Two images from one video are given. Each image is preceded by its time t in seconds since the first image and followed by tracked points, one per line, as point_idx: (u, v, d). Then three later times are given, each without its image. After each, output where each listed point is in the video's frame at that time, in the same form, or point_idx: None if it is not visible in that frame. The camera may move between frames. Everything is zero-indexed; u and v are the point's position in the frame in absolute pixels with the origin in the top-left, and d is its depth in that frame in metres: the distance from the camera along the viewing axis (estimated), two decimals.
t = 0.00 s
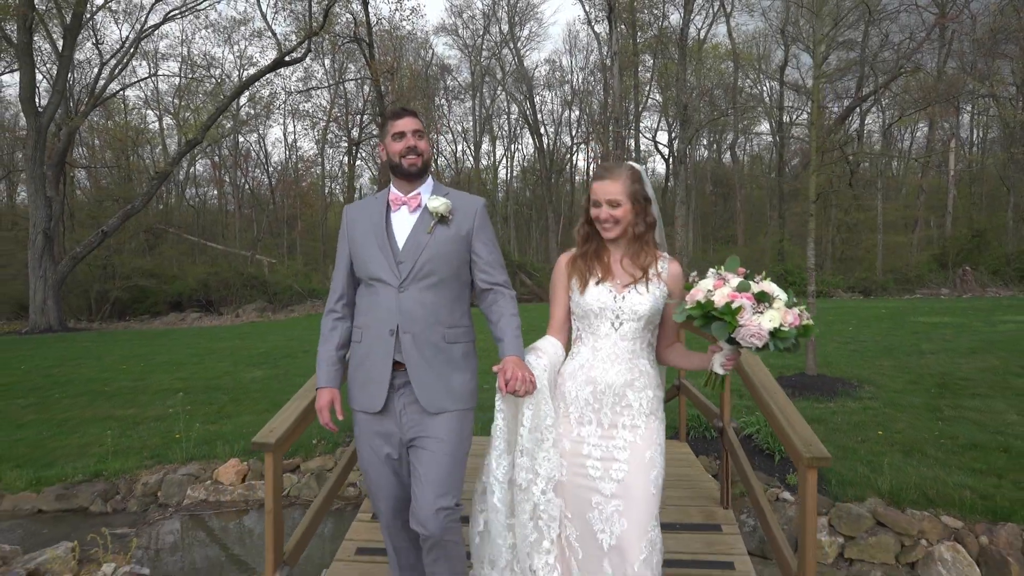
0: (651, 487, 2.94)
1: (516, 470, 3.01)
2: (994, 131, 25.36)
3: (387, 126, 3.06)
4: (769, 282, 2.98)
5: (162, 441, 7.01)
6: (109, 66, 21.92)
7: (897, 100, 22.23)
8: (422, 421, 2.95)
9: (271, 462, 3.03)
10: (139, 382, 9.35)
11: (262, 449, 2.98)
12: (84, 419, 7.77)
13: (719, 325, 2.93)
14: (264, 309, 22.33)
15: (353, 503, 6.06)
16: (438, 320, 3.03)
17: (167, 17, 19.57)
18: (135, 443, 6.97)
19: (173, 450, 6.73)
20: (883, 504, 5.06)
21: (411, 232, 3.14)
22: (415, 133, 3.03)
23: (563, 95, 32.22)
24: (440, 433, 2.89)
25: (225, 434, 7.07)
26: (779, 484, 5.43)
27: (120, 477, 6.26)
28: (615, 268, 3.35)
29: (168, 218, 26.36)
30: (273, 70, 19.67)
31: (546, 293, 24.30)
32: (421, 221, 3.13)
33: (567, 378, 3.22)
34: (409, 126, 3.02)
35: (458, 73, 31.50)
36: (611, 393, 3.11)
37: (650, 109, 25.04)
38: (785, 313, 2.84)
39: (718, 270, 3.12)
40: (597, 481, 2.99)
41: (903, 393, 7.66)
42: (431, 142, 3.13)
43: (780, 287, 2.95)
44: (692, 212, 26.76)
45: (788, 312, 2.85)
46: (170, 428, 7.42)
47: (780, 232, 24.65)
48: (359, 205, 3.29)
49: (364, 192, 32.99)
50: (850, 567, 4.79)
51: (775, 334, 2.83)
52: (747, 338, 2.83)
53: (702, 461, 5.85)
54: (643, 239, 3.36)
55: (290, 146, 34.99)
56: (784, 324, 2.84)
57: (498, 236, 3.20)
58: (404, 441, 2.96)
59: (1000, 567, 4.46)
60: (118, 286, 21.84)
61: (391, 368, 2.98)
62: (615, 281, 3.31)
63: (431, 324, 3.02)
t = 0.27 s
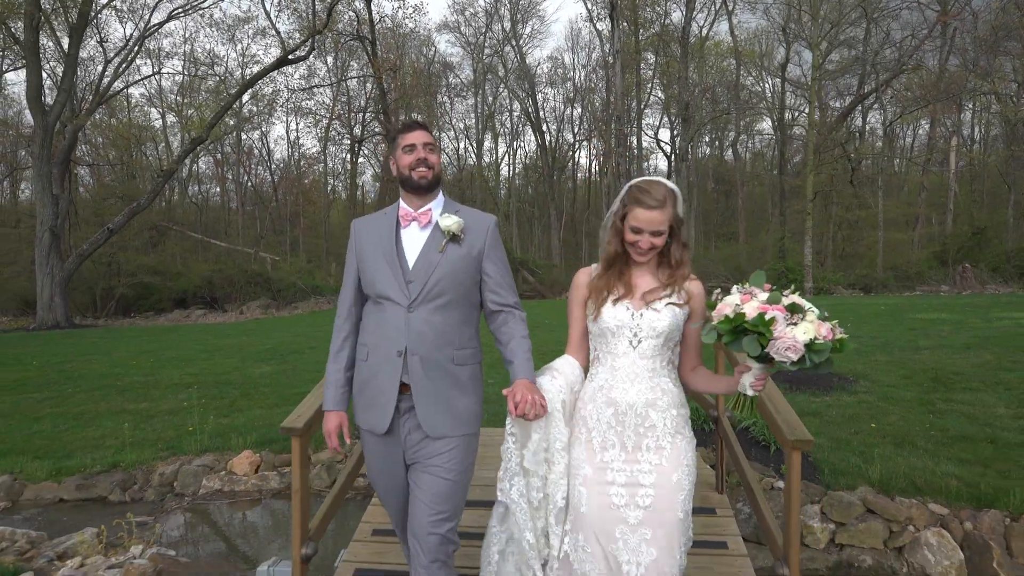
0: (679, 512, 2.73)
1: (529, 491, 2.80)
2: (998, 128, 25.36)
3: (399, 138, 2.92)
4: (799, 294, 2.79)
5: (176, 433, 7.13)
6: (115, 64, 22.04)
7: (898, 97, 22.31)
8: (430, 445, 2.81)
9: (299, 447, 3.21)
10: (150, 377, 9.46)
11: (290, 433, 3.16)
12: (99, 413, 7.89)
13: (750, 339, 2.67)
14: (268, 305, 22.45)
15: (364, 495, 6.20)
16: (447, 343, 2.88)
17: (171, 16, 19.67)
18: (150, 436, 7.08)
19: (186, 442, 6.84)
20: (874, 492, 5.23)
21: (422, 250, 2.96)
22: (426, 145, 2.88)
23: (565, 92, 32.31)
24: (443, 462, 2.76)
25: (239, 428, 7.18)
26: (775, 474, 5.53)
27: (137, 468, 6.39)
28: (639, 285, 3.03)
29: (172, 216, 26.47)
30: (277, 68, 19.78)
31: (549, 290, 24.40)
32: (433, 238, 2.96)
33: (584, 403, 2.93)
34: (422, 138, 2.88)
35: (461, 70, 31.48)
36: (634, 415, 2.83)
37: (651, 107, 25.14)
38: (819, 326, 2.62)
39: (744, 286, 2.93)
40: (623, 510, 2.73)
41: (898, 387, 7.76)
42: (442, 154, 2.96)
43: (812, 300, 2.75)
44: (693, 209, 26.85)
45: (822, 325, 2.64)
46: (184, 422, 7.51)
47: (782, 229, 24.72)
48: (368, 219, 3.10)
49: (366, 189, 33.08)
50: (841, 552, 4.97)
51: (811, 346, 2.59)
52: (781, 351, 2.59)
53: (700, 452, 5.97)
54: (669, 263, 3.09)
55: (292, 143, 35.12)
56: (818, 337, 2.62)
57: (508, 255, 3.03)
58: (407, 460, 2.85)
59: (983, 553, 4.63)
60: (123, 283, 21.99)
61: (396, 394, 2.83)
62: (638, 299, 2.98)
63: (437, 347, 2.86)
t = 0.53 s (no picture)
0: (676, 482, 2.87)
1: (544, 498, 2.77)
2: (999, 125, 25.37)
3: (401, 133, 2.95)
4: (812, 291, 2.87)
5: (188, 425, 7.27)
6: (117, 61, 22.09)
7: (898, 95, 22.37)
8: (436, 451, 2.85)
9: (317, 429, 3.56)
10: (159, 371, 9.59)
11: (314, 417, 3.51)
12: (112, 405, 8.04)
13: (762, 337, 2.79)
14: (271, 301, 22.54)
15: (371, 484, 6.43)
16: (452, 346, 2.88)
17: (174, 13, 19.77)
18: (162, 427, 7.22)
19: (198, 434, 6.98)
20: (861, 479, 5.48)
21: (425, 251, 2.97)
22: (428, 141, 2.93)
23: (566, 89, 32.39)
24: (443, 467, 2.83)
25: (250, 419, 7.30)
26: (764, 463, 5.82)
27: (151, 458, 6.55)
28: (652, 277, 3.03)
29: (175, 212, 26.55)
30: (279, 66, 19.86)
31: (550, 287, 24.51)
32: (436, 240, 2.97)
33: (594, 393, 2.96)
34: (423, 133, 2.92)
35: (462, 67, 31.57)
36: (645, 406, 2.88)
37: (652, 103, 25.21)
38: (832, 325, 2.72)
39: (759, 280, 3.03)
40: (628, 491, 2.73)
41: (890, 380, 7.92)
42: (445, 149, 3.01)
43: (825, 298, 2.83)
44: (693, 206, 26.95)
45: (835, 322, 2.74)
46: (195, 414, 7.65)
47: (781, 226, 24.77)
48: (370, 216, 3.12)
49: (367, 186, 33.17)
50: (828, 535, 5.26)
51: (823, 346, 2.70)
52: (794, 351, 2.69)
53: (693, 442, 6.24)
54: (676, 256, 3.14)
55: (293, 140, 35.26)
56: (830, 336, 2.73)
57: (512, 255, 3.05)
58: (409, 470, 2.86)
59: (963, 536, 4.83)
60: (127, 280, 22.17)
61: (401, 396, 2.84)
62: (652, 291, 2.99)
63: (441, 351, 2.86)
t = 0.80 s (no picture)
0: (679, 482, 2.89)
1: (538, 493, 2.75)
2: (1000, 120, 25.37)
3: (389, 125, 2.86)
4: (811, 290, 2.94)
5: (200, 415, 7.41)
6: (120, 57, 22.19)
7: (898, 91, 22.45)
8: (431, 446, 2.74)
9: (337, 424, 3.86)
10: (168, 364, 9.72)
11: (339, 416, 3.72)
12: (124, 397, 8.18)
13: (769, 338, 2.88)
14: (273, 297, 22.65)
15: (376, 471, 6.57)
16: (451, 340, 2.79)
17: (175, 9, 19.84)
18: (175, 418, 7.36)
19: (210, 424, 7.12)
20: (848, 464, 5.62)
21: (419, 246, 2.87)
22: (416, 132, 2.82)
23: (567, 85, 32.45)
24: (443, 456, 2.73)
25: (258, 409, 7.46)
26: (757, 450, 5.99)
27: (166, 446, 6.69)
28: (651, 280, 3.03)
29: (177, 207, 26.64)
30: (281, 62, 19.94)
31: (551, 283, 24.60)
32: (429, 234, 2.87)
33: (598, 395, 2.93)
34: (411, 124, 2.82)
35: (463, 63, 31.61)
36: (653, 407, 2.87)
37: (652, 99, 25.32)
38: (833, 321, 2.81)
39: (754, 281, 3.08)
40: (640, 492, 2.74)
41: (881, 372, 8.07)
42: (435, 137, 2.90)
43: (823, 295, 2.92)
44: (693, 201, 27.02)
45: (835, 318, 2.84)
46: (206, 405, 7.78)
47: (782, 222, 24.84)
48: (363, 209, 3.02)
49: (368, 182, 33.26)
50: (815, 518, 5.35)
51: (827, 342, 2.80)
52: (800, 349, 2.79)
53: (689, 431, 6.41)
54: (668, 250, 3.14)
55: (294, 135, 35.36)
56: (832, 332, 2.83)
57: (510, 244, 2.95)
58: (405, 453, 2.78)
59: (943, 518, 5.02)
60: (130, 276, 22.42)
61: (394, 386, 2.74)
62: (654, 293, 2.99)
63: (440, 346, 2.76)
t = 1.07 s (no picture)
0: (693, 467, 2.88)
1: (534, 480, 2.77)
2: (1000, 115, 25.50)
3: (374, 129, 2.89)
4: (807, 262, 3.03)
5: (212, 406, 7.58)
6: (123, 53, 22.25)
7: (898, 87, 22.54)
8: (424, 447, 2.79)
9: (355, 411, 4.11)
10: (177, 357, 9.88)
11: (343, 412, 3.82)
12: (136, 388, 8.34)
13: (768, 306, 2.92)
14: (277, 292, 22.81)
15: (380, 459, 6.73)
16: (440, 342, 2.82)
17: (179, 5, 19.95)
18: (188, 408, 7.52)
19: (222, 414, 7.29)
20: (834, 451, 5.74)
21: (406, 250, 2.89)
22: (402, 136, 2.84)
23: (568, 80, 32.51)
24: (437, 458, 2.81)
25: (268, 399, 7.63)
26: (750, 437, 6.14)
27: (180, 435, 6.86)
28: (648, 267, 3.08)
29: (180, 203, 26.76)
30: (284, 59, 20.05)
31: (553, 278, 24.71)
32: (416, 237, 2.89)
33: (597, 378, 2.99)
34: (397, 128, 2.83)
35: (464, 58, 31.68)
36: (651, 388, 2.93)
37: (652, 95, 25.38)
38: (830, 289, 2.86)
39: (752, 256, 3.13)
40: (646, 477, 2.84)
41: (871, 363, 8.23)
42: (420, 141, 2.93)
43: (820, 267, 2.99)
44: (694, 196, 27.12)
45: (831, 289, 2.88)
46: (217, 396, 7.94)
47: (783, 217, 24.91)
48: (347, 215, 3.03)
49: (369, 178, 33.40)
50: (802, 501, 5.46)
51: (825, 310, 2.85)
52: (799, 316, 2.82)
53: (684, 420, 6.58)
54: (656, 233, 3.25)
55: (296, 131, 35.49)
56: (829, 301, 2.87)
57: (496, 244, 2.99)
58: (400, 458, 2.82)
59: (922, 500, 5.14)
60: (135, 271, 22.56)
61: (385, 390, 2.76)
62: (649, 277, 3.03)
63: (430, 347, 2.79)
